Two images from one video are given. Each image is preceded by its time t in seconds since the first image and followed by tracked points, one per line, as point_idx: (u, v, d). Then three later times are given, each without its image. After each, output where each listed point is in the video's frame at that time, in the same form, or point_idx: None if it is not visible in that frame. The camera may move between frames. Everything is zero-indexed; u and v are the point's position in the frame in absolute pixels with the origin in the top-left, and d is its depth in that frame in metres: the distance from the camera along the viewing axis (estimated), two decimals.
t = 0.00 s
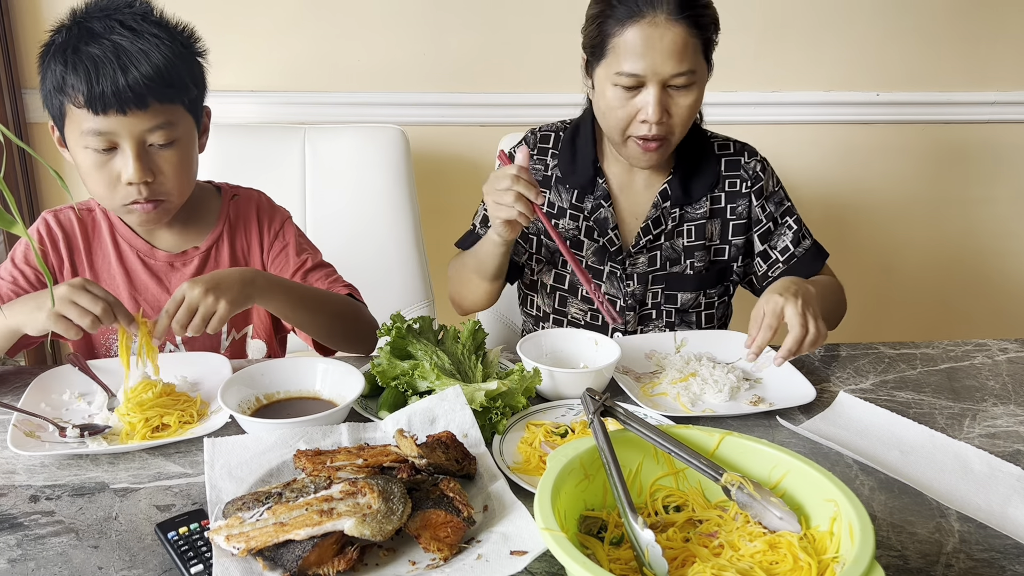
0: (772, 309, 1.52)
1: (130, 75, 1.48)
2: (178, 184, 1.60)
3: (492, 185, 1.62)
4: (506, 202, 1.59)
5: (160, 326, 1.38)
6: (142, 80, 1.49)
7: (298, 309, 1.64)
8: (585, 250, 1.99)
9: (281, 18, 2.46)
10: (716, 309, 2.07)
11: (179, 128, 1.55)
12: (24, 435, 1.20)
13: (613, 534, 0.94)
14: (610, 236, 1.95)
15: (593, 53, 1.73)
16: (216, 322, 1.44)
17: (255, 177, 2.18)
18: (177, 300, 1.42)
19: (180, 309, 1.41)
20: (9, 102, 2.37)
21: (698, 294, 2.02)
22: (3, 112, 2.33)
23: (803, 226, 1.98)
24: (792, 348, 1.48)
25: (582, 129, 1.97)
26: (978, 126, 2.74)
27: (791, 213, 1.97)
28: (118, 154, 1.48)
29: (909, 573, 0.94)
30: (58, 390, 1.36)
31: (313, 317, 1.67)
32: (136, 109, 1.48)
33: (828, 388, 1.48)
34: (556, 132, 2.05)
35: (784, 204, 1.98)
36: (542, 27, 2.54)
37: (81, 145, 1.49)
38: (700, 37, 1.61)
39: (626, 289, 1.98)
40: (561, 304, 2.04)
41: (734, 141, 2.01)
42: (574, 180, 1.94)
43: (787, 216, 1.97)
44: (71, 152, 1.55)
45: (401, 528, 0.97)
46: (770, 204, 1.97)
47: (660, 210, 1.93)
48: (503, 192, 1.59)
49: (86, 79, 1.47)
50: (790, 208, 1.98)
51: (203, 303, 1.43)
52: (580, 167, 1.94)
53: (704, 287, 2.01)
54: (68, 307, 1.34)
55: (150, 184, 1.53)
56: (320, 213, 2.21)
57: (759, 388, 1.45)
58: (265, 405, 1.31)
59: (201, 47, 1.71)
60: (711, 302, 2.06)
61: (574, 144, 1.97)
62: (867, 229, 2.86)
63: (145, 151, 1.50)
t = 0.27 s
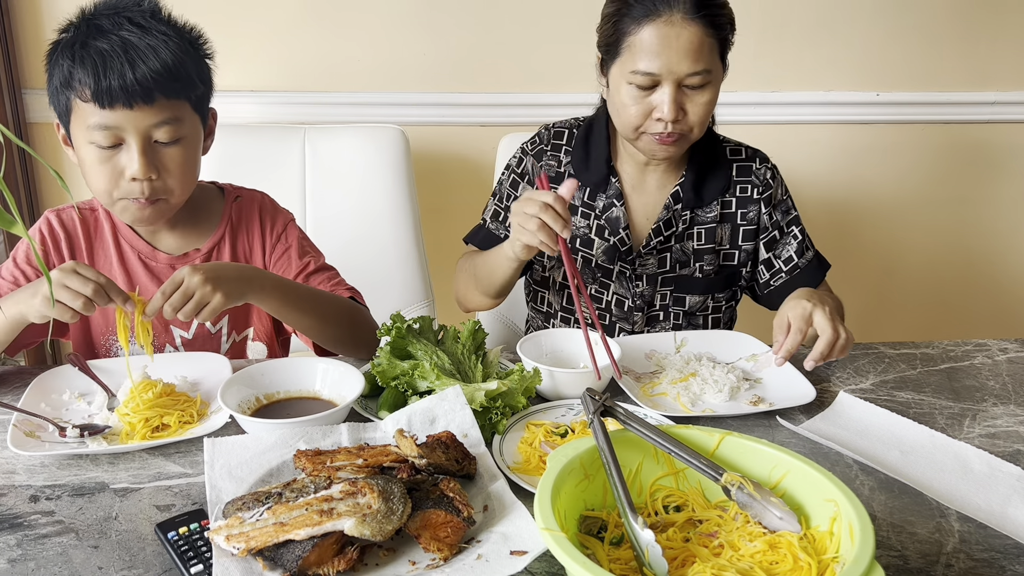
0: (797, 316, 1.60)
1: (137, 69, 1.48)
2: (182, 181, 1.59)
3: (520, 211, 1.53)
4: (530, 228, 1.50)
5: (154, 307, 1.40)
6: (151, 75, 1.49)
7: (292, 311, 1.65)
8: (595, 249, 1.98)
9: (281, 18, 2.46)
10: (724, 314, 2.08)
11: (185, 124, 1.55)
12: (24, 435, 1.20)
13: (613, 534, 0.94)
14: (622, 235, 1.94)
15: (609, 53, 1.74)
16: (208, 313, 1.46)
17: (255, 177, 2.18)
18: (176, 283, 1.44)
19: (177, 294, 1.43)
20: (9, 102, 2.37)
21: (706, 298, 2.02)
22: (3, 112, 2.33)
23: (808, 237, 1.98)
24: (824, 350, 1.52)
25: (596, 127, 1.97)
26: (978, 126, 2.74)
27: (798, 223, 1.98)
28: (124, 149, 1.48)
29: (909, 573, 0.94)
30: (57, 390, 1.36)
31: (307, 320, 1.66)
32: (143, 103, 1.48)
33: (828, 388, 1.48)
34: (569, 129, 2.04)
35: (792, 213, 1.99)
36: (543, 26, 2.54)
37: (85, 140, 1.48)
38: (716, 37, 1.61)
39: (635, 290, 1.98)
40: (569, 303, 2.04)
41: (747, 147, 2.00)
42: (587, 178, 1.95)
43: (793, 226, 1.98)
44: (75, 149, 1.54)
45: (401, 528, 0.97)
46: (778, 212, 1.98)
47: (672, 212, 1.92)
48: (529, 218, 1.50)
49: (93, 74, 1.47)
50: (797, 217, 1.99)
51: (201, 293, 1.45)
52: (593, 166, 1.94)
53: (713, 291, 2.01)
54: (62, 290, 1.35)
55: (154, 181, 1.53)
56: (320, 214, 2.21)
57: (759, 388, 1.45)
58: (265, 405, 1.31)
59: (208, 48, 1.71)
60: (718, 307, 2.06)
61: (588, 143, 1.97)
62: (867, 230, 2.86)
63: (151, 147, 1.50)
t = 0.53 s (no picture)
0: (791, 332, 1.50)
1: (142, 67, 1.49)
2: (184, 178, 1.58)
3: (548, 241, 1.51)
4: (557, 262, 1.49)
5: (154, 302, 1.38)
6: (154, 72, 1.49)
7: (287, 314, 1.65)
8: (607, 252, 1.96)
9: (282, 18, 2.46)
10: (733, 315, 2.10)
11: (188, 123, 1.54)
12: (24, 435, 1.20)
13: (613, 534, 0.94)
14: (635, 239, 1.94)
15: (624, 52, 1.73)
16: (206, 317, 1.48)
17: (255, 177, 2.18)
18: (179, 283, 1.44)
19: (179, 295, 1.43)
20: (9, 102, 2.37)
21: (717, 300, 2.04)
22: (3, 112, 2.33)
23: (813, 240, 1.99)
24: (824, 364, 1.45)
25: (607, 130, 1.97)
26: (977, 126, 2.75)
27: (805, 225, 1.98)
28: (125, 146, 1.47)
29: (909, 573, 0.94)
30: (57, 390, 1.36)
31: (309, 323, 1.67)
32: (146, 100, 1.47)
33: (828, 388, 1.48)
34: (579, 131, 2.04)
35: (798, 216, 2.00)
36: (543, 26, 2.54)
37: (88, 136, 1.48)
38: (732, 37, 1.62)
39: (647, 294, 1.98)
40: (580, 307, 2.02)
41: (756, 149, 2.01)
42: (598, 182, 1.95)
43: (799, 229, 1.99)
44: (78, 144, 1.54)
45: (401, 528, 0.97)
46: (785, 215, 1.99)
47: (683, 215, 1.92)
48: (553, 252, 1.49)
49: (97, 70, 1.47)
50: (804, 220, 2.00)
51: (204, 295, 1.46)
52: (605, 169, 1.94)
53: (723, 294, 2.04)
54: (61, 294, 1.35)
55: (156, 178, 1.52)
56: (320, 214, 2.21)
57: (759, 388, 1.45)
58: (265, 405, 1.31)
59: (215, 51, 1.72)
60: (728, 308, 2.09)
61: (598, 146, 1.97)
62: (867, 231, 2.86)
63: (153, 144, 1.50)
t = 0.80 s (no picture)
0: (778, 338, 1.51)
1: (146, 65, 1.49)
2: (187, 176, 1.58)
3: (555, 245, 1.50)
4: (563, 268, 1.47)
5: (156, 297, 1.38)
6: (158, 71, 1.49)
7: (287, 319, 1.65)
8: (615, 255, 1.98)
9: (281, 18, 2.46)
10: (743, 315, 2.11)
11: (192, 123, 1.54)
12: (24, 435, 1.20)
13: (613, 534, 0.94)
14: (643, 242, 1.93)
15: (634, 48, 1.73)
16: (208, 315, 1.48)
17: (255, 177, 2.18)
18: (186, 279, 1.44)
19: (184, 291, 1.43)
20: (9, 103, 2.37)
21: (726, 300, 2.04)
22: (3, 113, 2.33)
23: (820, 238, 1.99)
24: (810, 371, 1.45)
25: (613, 129, 1.99)
26: (978, 126, 2.75)
27: (811, 224, 1.98)
28: (129, 145, 1.47)
29: (909, 573, 0.94)
30: (57, 390, 1.36)
31: (312, 327, 1.67)
32: (150, 99, 1.47)
33: (828, 388, 1.48)
34: (585, 133, 2.04)
35: (805, 215, 2.00)
36: (543, 27, 2.54)
37: (92, 136, 1.48)
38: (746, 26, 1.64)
39: (657, 297, 1.98)
40: (587, 310, 2.03)
41: (762, 147, 2.02)
42: (606, 184, 1.94)
43: (806, 227, 1.98)
44: (81, 146, 1.54)
45: (401, 528, 0.97)
46: (792, 214, 1.99)
47: (691, 216, 1.92)
48: (563, 257, 1.47)
49: (100, 70, 1.47)
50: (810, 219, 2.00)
51: (208, 293, 1.47)
52: (612, 172, 1.94)
53: (732, 294, 2.03)
54: (65, 294, 1.35)
55: (160, 177, 1.52)
56: (320, 214, 2.21)
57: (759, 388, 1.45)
58: (265, 405, 1.31)
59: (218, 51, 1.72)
60: (737, 307, 2.09)
61: (605, 148, 1.97)
62: (867, 231, 2.86)
63: (157, 143, 1.49)
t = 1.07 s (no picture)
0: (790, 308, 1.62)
1: (148, 72, 1.48)
2: (190, 181, 1.58)
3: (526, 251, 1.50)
4: (537, 272, 1.48)
5: (155, 309, 1.38)
6: (160, 78, 1.49)
7: (290, 317, 1.65)
8: (619, 255, 1.97)
9: (281, 18, 2.46)
10: (746, 313, 2.09)
11: (194, 129, 1.55)
12: (24, 435, 1.20)
13: (613, 534, 0.94)
14: (647, 241, 1.93)
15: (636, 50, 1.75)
16: (211, 319, 1.48)
17: (255, 177, 2.18)
18: (180, 287, 1.44)
19: (183, 300, 1.42)
20: (9, 103, 2.37)
21: (729, 298, 2.03)
22: (3, 113, 2.33)
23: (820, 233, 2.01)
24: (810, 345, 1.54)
25: (613, 129, 2.00)
26: (978, 126, 2.74)
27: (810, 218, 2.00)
28: (130, 152, 1.48)
29: (909, 573, 0.94)
30: (57, 390, 1.36)
31: (315, 325, 1.67)
32: (151, 107, 1.47)
33: (828, 388, 1.48)
34: (585, 134, 2.04)
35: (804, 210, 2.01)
36: (543, 27, 2.54)
37: (93, 142, 1.48)
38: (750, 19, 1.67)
39: (661, 295, 1.96)
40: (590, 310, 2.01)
41: (759, 144, 2.03)
42: (608, 184, 1.94)
43: (806, 222, 2.00)
44: (82, 150, 1.54)
45: (401, 528, 0.97)
46: (791, 208, 2.00)
47: (692, 213, 1.92)
48: (535, 263, 1.47)
49: (101, 76, 1.47)
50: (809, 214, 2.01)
51: (206, 298, 1.46)
52: (614, 172, 1.94)
53: (736, 291, 2.02)
54: (68, 302, 1.35)
55: (161, 184, 1.52)
56: (320, 214, 2.21)
57: (759, 388, 1.45)
58: (265, 405, 1.31)
59: (218, 53, 1.72)
60: (740, 305, 2.07)
61: (605, 148, 1.97)
62: (867, 231, 2.86)
63: (158, 150, 1.50)
